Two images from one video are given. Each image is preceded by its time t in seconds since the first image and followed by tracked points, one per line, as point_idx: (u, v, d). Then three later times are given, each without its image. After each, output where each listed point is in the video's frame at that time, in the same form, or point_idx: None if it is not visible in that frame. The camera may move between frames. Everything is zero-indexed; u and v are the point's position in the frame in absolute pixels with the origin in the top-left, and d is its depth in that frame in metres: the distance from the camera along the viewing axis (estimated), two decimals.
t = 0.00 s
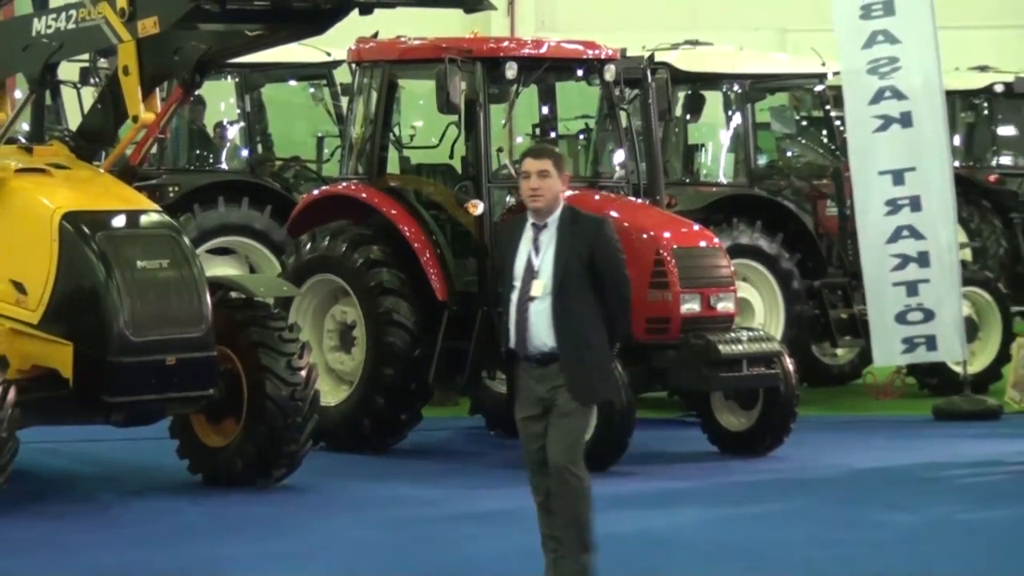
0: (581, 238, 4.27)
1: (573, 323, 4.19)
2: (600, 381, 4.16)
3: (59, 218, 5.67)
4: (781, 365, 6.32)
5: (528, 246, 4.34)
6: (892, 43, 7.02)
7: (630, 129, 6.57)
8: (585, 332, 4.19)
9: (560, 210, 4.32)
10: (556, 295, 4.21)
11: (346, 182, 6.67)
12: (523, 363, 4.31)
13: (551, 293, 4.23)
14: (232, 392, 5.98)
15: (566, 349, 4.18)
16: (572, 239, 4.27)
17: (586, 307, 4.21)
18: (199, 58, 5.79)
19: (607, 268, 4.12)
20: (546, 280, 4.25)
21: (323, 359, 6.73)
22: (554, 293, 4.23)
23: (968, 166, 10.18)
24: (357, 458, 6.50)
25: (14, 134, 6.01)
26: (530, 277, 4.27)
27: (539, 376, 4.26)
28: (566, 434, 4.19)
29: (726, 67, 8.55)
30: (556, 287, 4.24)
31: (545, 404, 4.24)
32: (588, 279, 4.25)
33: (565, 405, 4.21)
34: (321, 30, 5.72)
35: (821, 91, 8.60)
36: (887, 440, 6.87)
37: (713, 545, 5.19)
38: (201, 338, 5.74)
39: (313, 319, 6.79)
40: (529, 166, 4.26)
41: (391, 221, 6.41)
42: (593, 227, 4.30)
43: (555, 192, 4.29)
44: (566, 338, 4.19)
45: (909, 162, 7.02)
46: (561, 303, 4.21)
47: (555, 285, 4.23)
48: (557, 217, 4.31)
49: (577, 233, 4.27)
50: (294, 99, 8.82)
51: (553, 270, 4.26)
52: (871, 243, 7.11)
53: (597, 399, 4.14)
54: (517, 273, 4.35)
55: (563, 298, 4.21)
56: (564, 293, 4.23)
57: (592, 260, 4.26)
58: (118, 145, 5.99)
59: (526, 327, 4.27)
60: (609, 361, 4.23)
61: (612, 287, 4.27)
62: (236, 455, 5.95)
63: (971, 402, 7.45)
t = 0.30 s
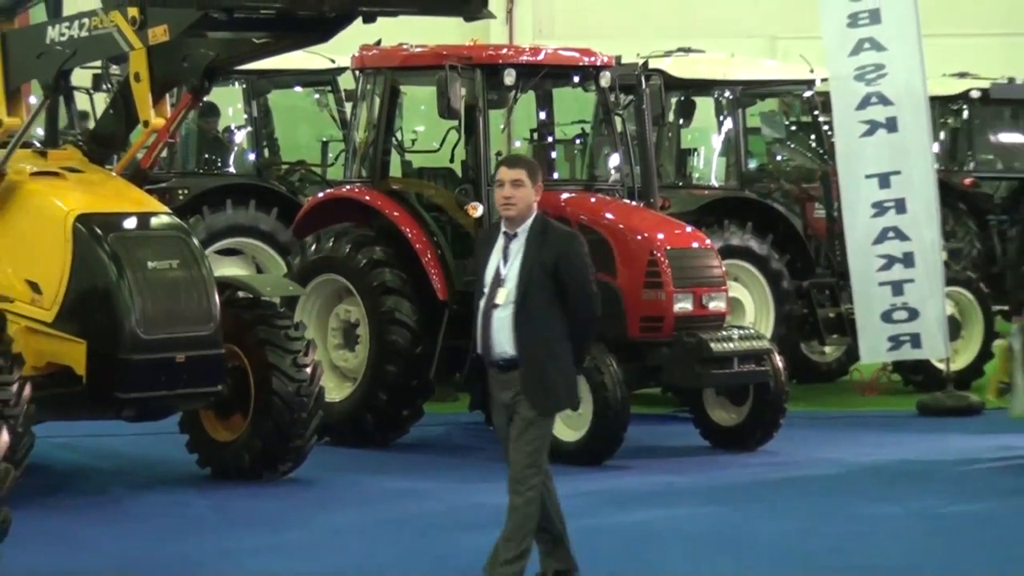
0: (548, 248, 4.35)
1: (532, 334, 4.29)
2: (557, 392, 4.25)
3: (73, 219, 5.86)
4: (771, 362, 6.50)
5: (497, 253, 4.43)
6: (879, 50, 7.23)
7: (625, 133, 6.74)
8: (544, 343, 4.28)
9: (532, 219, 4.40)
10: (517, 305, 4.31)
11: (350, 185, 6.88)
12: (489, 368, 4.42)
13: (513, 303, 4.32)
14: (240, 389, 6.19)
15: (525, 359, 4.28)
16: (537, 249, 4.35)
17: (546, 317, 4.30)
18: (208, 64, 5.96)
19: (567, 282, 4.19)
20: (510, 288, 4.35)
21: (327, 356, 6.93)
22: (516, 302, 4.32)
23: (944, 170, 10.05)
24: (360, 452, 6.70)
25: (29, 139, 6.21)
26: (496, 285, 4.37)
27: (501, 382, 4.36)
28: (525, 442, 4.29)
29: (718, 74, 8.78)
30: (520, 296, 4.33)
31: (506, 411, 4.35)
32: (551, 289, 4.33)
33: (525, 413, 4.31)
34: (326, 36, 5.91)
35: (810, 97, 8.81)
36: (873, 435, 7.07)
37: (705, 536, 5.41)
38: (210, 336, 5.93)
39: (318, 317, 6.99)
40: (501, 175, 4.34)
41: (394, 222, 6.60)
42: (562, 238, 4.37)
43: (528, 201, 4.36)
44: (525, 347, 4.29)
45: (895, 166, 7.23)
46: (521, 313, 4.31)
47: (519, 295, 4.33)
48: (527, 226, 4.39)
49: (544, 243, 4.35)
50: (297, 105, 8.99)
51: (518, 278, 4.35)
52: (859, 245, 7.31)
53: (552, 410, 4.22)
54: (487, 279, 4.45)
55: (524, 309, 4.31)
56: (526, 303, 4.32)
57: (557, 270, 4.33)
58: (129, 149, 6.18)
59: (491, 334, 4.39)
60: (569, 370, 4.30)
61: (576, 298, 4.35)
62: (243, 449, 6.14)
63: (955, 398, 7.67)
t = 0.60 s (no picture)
0: (522, 243, 4.46)
1: (503, 327, 4.41)
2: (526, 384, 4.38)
3: (95, 223, 6.15)
4: (758, 358, 6.83)
5: (474, 246, 4.56)
6: (861, 61, 7.58)
7: (619, 141, 7.07)
8: (515, 336, 4.40)
9: (509, 214, 4.53)
10: (489, 299, 4.44)
11: (357, 190, 7.19)
12: (464, 357, 4.56)
13: (486, 296, 4.46)
14: (253, 384, 6.50)
15: (495, 353, 4.41)
16: (512, 244, 4.47)
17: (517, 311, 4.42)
18: (223, 74, 6.27)
19: (539, 280, 4.31)
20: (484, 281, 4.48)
21: (336, 352, 7.26)
22: (489, 295, 4.45)
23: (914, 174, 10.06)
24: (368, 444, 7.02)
25: (53, 144, 6.50)
26: (471, 277, 4.50)
27: (474, 372, 4.50)
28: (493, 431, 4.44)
29: (708, 85, 9.10)
30: (493, 290, 4.46)
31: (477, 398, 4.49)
32: (524, 284, 4.45)
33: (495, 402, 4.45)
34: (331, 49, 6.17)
35: (796, 105, 9.16)
36: (856, 428, 7.41)
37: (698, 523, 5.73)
38: (225, 333, 6.25)
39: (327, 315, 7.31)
40: (481, 171, 4.46)
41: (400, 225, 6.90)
42: (536, 233, 4.48)
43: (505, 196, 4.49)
44: (496, 340, 4.42)
45: (876, 171, 7.59)
46: (493, 306, 4.43)
47: (492, 288, 4.45)
48: (504, 221, 4.52)
49: (518, 239, 4.47)
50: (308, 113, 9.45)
51: (493, 272, 4.48)
52: (841, 246, 7.68)
53: (520, 402, 4.36)
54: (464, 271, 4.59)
55: (496, 301, 4.43)
56: (499, 296, 4.44)
57: (530, 265, 4.45)
58: (147, 155, 6.50)
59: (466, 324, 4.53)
60: (540, 363, 4.43)
61: (548, 293, 4.46)
62: (257, 441, 6.45)
63: (934, 394, 8.01)
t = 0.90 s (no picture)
0: (502, 247, 4.68)
1: (489, 330, 4.61)
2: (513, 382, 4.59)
3: (117, 224, 6.46)
4: (747, 353, 7.17)
5: (454, 253, 4.75)
6: (844, 70, 7.96)
7: (615, 146, 7.42)
8: (500, 338, 4.60)
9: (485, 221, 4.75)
10: (474, 302, 4.62)
11: (366, 193, 7.51)
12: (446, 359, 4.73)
13: (471, 299, 4.65)
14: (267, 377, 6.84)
15: (482, 352, 4.59)
16: (492, 248, 4.68)
17: (502, 312, 4.62)
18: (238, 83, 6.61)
19: (525, 281, 4.53)
20: (467, 286, 4.67)
21: (346, 348, 7.61)
22: (473, 298, 4.64)
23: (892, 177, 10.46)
24: (376, 434, 7.36)
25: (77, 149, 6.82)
26: (454, 283, 4.69)
27: (460, 372, 4.68)
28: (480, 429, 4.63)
29: (700, 93, 9.49)
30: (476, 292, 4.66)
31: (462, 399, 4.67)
32: (506, 286, 4.66)
33: (482, 401, 4.64)
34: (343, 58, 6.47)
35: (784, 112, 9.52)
36: (840, 420, 7.77)
37: (690, 510, 6.07)
38: (240, 329, 6.59)
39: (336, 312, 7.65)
40: (458, 178, 4.67)
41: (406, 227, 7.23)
42: (514, 238, 4.70)
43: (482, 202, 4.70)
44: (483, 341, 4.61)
45: (859, 175, 7.96)
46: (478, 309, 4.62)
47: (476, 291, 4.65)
48: (481, 227, 4.74)
49: (497, 243, 4.67)
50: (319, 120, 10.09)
51: (474, 277, 4.68)
52: (825, 247, 8.05)
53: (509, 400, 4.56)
54: (443, 277, 4.77)
55: (481, 305, 4.62)
56: (483, 300, 4.64)
57: (511, 268, 4.67)
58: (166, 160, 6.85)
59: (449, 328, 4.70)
60: (525, 362, 4.65)
61: (528, 295, 4.68)
62: (270, 432, 6.78)
63: (914, 386, 8.39)
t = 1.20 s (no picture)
0: (468, 249, 4.85)
1: (459, 330, 4.77)
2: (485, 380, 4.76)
3: (137, 224, 6.76)
4: (736, 347, 7.50)
5: (419, 257, 4.90)
6: (829, 78, 8.30)
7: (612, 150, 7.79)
8: (471, 337, 4.77)
9: (447, 225, 4.92)
10: (445, 303, 4.79)
11: (373, 194, 7.84)
12: (413, 361, 4.87)
13: (441, 301, 4.82)
14: (278, 369, 7.17)
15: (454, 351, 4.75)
16: (457, 251, 4.84)
17: (471, 313, 4.80)
18: (251, 89, 6.90)
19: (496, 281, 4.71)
20: (436, 288, 4.83)
21: (354, 341, 7.95)
22: (443, 301, 4.80)
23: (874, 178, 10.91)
24: (383, 425, 7.71)
25: (98, 153, 7.15)
26: (422, 286, 4.84)
27: (431, 372, 4.83)
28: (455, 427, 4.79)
29: (691, 98, 9.86)
30: (445, 295, 4.83)
31: (434, 400, 4.82)
32: (473, 287, 4.84)
33: (454, 401, 4.80)
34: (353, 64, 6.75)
35: (773, 116, 9.88)
36: (824, 410, 8.11)
37: (681, 497, 6.41)
38: (253, 324, 6.90)
39: (344, 308, 7.96)
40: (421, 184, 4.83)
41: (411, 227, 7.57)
42: (477, 242, 4.88)
43: (443, 207, 4.88)
44: (454, 342, 4.78)
45: (843, 178, 8.30)
46: (448, 311, 4.78)
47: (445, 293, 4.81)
48: (445, 230, 4.91)
49: (463, 246, 4.85)
50: (326, 125, 10.59)
51: (442, 280, 4.84)
52: (811, 246, 8.41)
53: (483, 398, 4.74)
54: (409, 281, 4.91)
55: (451, 307, 4.79)
56: (452, 302, 4.80)
57: (477, 269, 4.85)
58: (182, 162, 7.16)
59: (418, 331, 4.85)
60: (493, 361, 4.83)
61: (493, 296, 4.87)
62: (281, 421, 7.11)
63: (896, 378, 8.74)
